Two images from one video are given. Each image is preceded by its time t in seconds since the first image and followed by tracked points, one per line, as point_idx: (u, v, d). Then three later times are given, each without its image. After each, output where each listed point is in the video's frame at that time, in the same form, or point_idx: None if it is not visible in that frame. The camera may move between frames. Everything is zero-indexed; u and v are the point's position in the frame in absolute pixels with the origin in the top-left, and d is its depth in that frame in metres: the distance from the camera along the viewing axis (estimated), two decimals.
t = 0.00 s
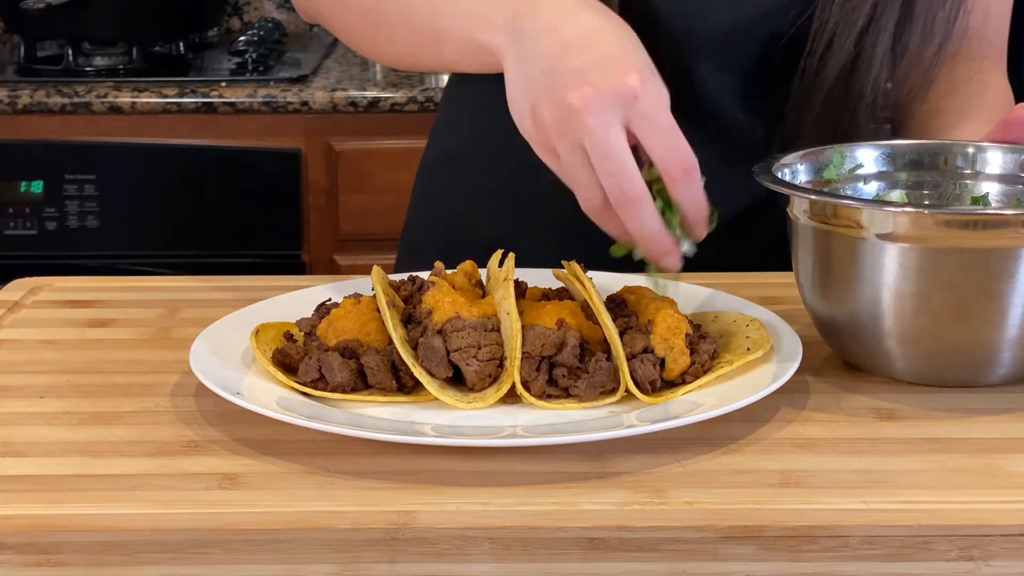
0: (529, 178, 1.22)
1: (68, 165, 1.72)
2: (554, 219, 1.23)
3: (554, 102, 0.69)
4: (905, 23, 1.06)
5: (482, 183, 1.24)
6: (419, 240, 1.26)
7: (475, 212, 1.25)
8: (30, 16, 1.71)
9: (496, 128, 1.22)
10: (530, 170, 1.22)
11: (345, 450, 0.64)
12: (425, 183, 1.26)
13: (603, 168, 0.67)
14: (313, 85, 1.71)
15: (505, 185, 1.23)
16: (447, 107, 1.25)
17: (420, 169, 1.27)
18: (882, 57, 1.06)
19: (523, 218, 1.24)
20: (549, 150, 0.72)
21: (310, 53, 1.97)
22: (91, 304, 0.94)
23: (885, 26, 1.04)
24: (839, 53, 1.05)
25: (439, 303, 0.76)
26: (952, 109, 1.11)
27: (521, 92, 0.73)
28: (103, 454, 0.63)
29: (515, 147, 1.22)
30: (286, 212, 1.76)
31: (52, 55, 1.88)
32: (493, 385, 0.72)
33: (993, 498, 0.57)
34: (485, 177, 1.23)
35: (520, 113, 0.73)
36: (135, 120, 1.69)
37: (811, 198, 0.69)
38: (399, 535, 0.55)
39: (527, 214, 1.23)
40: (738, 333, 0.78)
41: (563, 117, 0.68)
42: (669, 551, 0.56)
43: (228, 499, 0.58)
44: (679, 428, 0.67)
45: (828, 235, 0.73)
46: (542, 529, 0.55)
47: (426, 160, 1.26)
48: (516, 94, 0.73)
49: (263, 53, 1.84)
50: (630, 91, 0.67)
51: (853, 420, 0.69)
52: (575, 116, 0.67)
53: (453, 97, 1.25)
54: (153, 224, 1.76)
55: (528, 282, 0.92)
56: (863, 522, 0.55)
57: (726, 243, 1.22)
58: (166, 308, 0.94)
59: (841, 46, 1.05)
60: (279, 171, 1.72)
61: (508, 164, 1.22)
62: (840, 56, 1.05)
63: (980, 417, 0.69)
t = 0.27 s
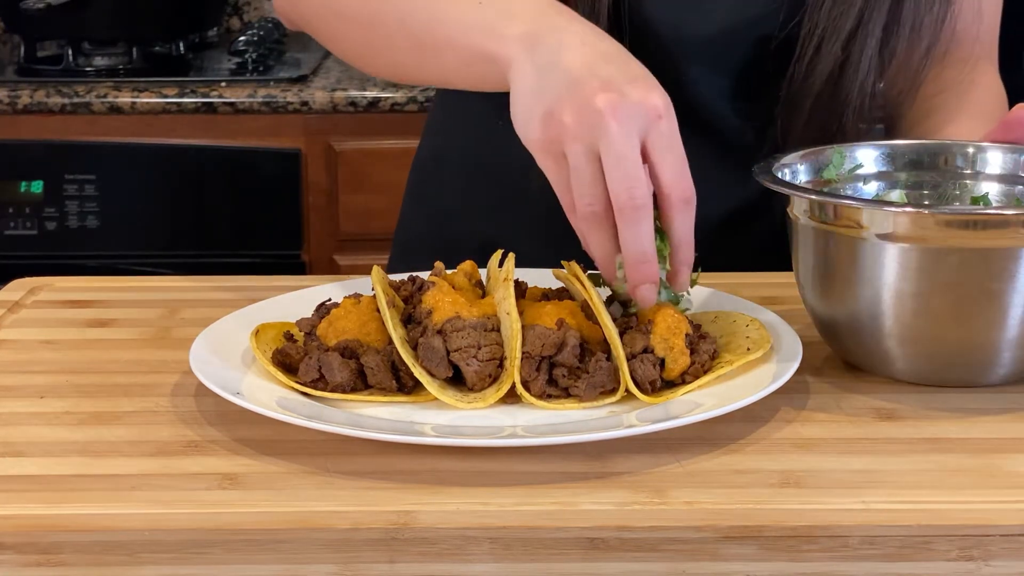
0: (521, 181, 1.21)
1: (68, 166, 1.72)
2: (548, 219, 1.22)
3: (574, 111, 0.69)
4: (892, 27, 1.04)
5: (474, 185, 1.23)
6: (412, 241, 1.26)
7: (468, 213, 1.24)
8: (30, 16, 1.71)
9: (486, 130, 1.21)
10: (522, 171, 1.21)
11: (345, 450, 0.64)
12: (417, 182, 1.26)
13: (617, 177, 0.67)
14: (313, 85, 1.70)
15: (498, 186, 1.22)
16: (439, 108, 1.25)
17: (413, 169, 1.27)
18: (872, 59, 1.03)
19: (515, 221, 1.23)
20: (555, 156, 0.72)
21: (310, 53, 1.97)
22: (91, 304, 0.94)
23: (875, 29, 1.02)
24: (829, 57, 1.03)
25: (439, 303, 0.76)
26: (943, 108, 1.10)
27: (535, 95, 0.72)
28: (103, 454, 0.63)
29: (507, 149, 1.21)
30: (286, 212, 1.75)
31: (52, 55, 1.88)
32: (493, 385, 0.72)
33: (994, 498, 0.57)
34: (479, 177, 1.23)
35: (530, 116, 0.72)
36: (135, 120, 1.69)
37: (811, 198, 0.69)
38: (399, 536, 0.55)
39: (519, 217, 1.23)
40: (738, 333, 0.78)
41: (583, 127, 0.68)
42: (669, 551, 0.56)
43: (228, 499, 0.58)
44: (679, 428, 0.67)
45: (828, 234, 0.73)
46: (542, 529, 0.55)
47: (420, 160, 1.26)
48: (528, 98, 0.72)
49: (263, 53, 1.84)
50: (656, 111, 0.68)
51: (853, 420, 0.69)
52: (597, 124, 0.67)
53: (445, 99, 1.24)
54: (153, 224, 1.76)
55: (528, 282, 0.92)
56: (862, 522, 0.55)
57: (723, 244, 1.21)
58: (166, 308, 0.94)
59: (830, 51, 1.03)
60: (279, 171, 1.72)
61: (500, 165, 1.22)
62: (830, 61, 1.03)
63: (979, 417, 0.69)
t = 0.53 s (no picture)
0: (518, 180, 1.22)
1: (68, 165, 1.72)
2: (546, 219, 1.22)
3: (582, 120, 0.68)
4: (886, 28, 1.03)
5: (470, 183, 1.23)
6: (407, 240, 1.26)
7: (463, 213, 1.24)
8: (30, 16, 1.71)
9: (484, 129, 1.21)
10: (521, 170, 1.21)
11: (345, 450, 0.64)
12: (415, 182, 1.26)
13: (621, 176, 0.66)
14: (313, 85, 1.70)
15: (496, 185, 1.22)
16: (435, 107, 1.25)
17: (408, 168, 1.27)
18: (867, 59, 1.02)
19: (510, 220, 1.23)
20: (563, 167, 0.70)
21: (310, 53, 1.97)
22: (91, 304, 0.94)
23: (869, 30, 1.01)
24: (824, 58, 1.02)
25: (439, 303, 0.76)
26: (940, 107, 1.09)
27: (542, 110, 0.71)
28: (103, 454, 0.63)
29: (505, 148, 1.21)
30: (286, 212, 1.75)
31: (52, 55, 1.88)
32: (493, 385, 0.72)
33: (994, 498, 0.57)
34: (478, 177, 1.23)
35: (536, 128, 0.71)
36: (135, 120, 1.68)
37: (812, 198, 0.69)
38: (399, 536, 0.55)
39: (515, 216, 1.23)
40: (738, 333, 0.78)
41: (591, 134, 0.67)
42: (669, 551, 0.56)
43: (228, 499, 0.58)
44: (679, 428, 0.67)
45: (829, 234, 0.72)
46: (541, 529, 0.55)
47: (416, 160, 1.26)
48: (536, 112, 0.71)
49: (263, 53, 1.84)
50: (666, 121, 0.67)
51: (853, 420, 0.69)
52: (606, 132, 0.66)
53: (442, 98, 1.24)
54: (152, 223, 1.76)
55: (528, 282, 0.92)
56: (862, 522, 0.55)
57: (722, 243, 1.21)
58: (166, 308, 0.94)
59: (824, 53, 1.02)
60: (279, 171, 1.72)
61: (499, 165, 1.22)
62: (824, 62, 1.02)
63: (979, 417, 0.69)
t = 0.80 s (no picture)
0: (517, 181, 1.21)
1: (68, 166, 1.72)
2: (547, 218, 1.21)
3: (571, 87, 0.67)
4: (886, 30, 1.03)
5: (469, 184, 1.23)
6: (408, 239, 1.27)
7: (462, 213, 1.24)
8: (30, 16, 1.71)
9: (483, 129, 1.21)
10: (522, 170, 1.21)
11: (345, 450, 0.64)
12: (415, 182, 1.26)
13: (618, 137, 0.65)
14: (313, 85, 1.70)
15: (498, 185, 1.22)
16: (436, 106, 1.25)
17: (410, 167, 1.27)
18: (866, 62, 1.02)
19: (509, 221, 1.23)
20: (560, 139, 0.69)
21: (309, 53, 1.97)
22: (91, 304, 0.94)
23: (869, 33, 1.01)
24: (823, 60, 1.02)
25: (439, 303, 0.76)
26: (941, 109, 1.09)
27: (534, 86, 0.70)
28: (103, 454, 0.63)
29: (506, 147, 1.21)
30: (286, 212, 1.75)
31: (52, 55, 1.88)
32: (493, 385, 0.72)
33: (994, 498, 0.57)
34: (477, 177, 1.23)
35: (529, 105, 0.71)
36: (135, 120, 1.68)
37: (812, 198, 0.69)
38: (399, 536, 0.55)
39: (514, 217, 1.22)
40: (738, 333, 0.78)
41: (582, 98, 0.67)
42: (669, 551, 0.56)
43: (228, 499, 0.58)
44: (679, 427, 0.67)
45: (828, 234, 0.72)
46: (541, 529, 0.55)
47: (417, 159, 1.26)
48: (526, 92, 0.71)
49: (263, 53, 1.84)
50: (656, 80, 0.67)
51: (853, 420, 0.68)
52: (596, 92, 0.66)
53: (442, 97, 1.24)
54: (152, 224, 1.76)
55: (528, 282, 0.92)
56: (862, 522, 0.55)
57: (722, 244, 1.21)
58: (166, 308, 0.94)
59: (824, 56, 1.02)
60: (279, 171, 1.72)
61: (498, 163, 1.22)
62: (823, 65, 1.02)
63: (979, 417, 0.69)
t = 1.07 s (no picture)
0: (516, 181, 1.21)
1: (68, 166, 1.72)
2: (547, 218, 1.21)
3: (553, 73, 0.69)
4: (887, 31, 1.03)
5: (469, 184, 1.23)
6: (410, 240, 1.27)
7: (462, 213, 1.24)
8: (30, 16, 1.71)
9: (482, 130, 1.21)
10: (523, 170, 1.21)
11: (345, 450, 0.64)
12: (416, 182, 1.26)
13: (595, 116, 0.67)
14: (313, 85, 1.70)
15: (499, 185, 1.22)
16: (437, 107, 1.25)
17: (411, 168, 1.27)
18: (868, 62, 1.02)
19: (509, 221, 1.23)
20: (543, 123, 0.71)
21: (309, 53, 1.97)
22: (91, 304, 0.94)
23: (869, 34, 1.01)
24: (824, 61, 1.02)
25: (439, 303, 0.76)
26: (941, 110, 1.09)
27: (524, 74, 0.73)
28: (103, 454, 0.63)
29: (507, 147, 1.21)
30: (286, 212, 1.75)
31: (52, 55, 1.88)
32: (493, 385, 0.72)
33: (994, 498, 0.57)
34: (478, 177, 1.23)
35: (516, 99, 0.73)
36: (135, 120, 1.68)
37: (812, 198, 0.69)
38: (399, 536, 0.55)
39: (514, 217, 1.22)
40: (739, 333, 0.78)
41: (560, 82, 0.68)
42: (669, 551, 0.56)
43: (227, 499, 0.58)
44: (679, 428, 0.67)
45: (829, 234, 0.72)
46: (542, 529, 0.55)
47: (418, 160, 1.26)
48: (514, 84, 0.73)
49: (263, 53, 1.84)
50: (633, 60, 0.68)
51: (853, 420, 0.68)
52: (573, 74, 0.67)
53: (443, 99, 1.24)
54: (153, 224, 1.76)
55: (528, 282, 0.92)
56: (863, 522, 0.55)
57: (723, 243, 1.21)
58: (166, 308, 0.94)
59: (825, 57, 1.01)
60: (280, 171, 1.72)
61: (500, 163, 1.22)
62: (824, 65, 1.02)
63: (979, 417, 0.69)
